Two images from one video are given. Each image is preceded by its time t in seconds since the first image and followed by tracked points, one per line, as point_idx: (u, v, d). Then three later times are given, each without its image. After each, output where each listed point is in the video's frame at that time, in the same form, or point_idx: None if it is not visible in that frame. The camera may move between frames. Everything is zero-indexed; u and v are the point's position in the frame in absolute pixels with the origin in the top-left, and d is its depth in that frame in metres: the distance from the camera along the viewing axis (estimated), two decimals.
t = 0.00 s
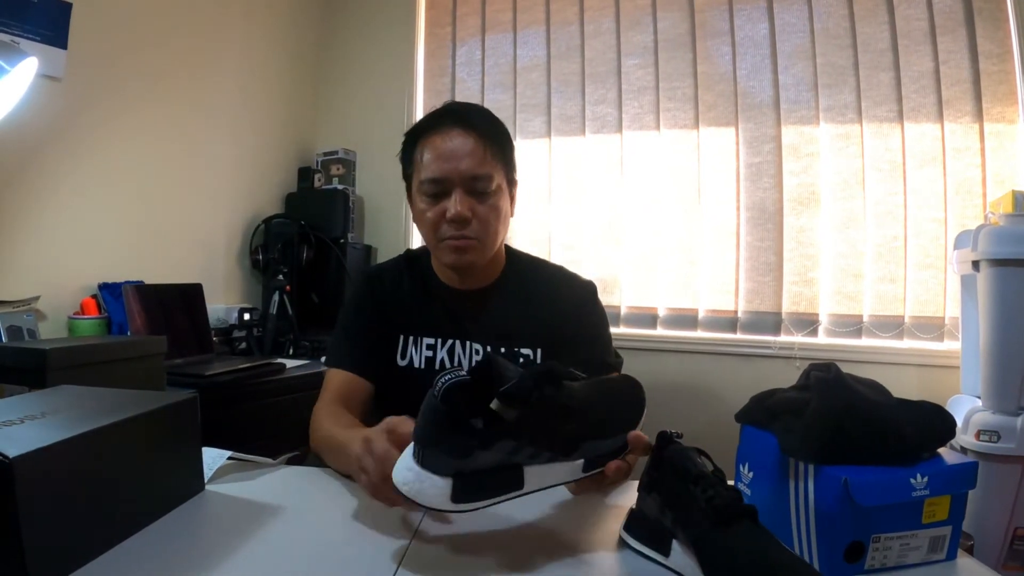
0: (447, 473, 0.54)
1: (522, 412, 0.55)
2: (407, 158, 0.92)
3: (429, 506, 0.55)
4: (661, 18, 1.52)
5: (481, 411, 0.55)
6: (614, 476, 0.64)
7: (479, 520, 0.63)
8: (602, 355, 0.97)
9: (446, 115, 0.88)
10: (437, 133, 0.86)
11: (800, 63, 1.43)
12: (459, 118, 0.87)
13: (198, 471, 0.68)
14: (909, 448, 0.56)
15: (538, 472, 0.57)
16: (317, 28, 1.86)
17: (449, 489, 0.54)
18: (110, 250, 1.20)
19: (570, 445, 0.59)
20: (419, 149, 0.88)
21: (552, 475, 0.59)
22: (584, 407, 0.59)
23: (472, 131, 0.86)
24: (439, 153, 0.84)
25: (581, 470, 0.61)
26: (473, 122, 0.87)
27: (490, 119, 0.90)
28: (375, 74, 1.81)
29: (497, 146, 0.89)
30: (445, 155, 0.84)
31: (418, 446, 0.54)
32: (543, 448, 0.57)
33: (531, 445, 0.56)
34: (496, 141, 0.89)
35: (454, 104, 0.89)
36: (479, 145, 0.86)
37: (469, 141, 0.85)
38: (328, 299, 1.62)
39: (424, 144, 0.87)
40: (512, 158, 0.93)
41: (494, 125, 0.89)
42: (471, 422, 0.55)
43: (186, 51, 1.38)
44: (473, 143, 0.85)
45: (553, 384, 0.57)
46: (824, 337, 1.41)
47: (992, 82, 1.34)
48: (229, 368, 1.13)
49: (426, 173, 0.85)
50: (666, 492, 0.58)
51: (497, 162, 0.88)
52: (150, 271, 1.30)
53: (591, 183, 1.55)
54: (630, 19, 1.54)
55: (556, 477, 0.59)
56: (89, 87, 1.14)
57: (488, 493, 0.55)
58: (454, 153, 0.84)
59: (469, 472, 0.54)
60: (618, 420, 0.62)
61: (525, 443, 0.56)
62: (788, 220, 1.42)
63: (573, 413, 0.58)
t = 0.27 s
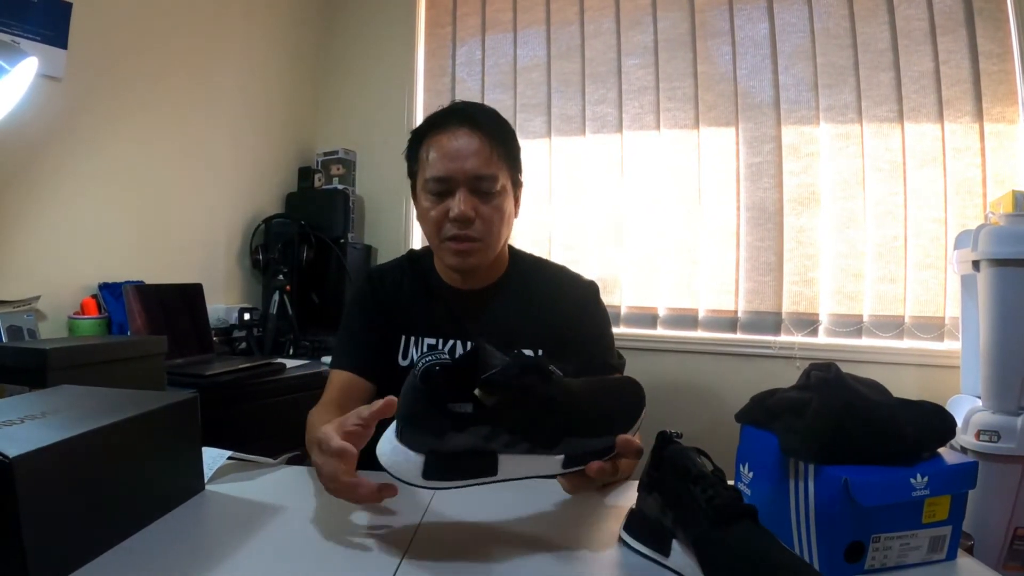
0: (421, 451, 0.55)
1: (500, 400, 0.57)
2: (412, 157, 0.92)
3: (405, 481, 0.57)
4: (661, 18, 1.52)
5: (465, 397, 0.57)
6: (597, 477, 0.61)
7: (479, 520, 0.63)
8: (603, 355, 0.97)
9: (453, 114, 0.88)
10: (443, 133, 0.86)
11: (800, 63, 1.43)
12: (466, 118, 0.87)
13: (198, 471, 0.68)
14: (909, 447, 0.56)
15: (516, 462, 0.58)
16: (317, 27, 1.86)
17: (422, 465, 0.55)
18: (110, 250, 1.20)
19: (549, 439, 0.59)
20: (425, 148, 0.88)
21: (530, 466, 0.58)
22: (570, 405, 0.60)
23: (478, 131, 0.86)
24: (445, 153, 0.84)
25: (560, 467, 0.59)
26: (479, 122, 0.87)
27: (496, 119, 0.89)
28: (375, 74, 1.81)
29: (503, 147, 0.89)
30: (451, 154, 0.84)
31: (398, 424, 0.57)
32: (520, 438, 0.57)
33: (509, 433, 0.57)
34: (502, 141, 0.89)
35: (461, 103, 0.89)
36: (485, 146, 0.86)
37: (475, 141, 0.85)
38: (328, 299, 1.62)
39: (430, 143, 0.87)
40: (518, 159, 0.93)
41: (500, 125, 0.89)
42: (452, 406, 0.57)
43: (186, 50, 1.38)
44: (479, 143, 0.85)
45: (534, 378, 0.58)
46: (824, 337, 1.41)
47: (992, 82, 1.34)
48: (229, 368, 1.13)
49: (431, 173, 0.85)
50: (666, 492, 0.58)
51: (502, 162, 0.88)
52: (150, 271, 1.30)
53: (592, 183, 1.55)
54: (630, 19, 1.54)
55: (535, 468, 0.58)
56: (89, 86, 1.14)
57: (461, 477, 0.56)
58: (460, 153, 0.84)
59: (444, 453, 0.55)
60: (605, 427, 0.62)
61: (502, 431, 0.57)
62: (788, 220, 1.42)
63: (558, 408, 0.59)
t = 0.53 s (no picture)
0: (389, 454, 0.55)
1: (465, 408, 0.54)
2: (411, 158, 0.92)
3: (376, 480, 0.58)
4: (661, 17, 1.52)
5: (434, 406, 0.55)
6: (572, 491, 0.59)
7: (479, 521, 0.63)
8: (604, 354, 0.96)
9: (453, 115, 0.87)
10: (443, 134, 0.86)
11: (801, 62, 1.43)
12: (465, 119, 0.87)
13: (197, 471, 0.68)
14: (911, 447, 0.55)
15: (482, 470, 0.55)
16: (317, 27, 1.86)
17: (390, 467, 0.55)
18: (109, 250, 1.20)
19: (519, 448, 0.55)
20: (424, 149, 0.87)
21: (499, 475, 0.56)
22: (543, 416, 0.56)
23: (478, 132, 0.86)
24: (444, 154, 0.84)
25: (530, 478, 0.56)
26: (479, 123, 0.86)
27: (496, 120, 0.89)
28: (375, 73, 1.81)
29: (502, 148, 0.89)
30: (450, 156, 0.84)
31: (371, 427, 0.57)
32: (485, 446, 0.54)
33: (473, 441, 0.54)
34: (502, 142, 0.89)
35: (460, 104, 0.89)
36: (484, 147, 0.85)
37: (475, 143, 0.85)
38: (327, 299, 1.62)
39: (429, 145, 0.86)
40: (517, 159, 0.93)
41: (500, 126, 0.89)
42: (419, 414, 0.55)
43: (186, 50, 1.38)
44: (479, 144, 0.85)
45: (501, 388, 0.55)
46: (824, 337, 1.41)
47: (992, 82, 1.34)
48: (228, 368, 1.13)
49: (430, 175, 0.85)
50: (666, 491, 0.57)
51: (502, 163, 0.88)
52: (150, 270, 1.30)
53: (592, 182, 1.54)
54: (631, 19, 1.54)
55: (503, 477, 0.55)
56: (89, 86, 1.14)
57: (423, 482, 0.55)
58: (459, 155, 0.84)
59: (409, 458, 0.55)
60: (589, 438, 0.58)
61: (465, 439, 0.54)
62: (789, 219, 1.42)
63: (529, 419, 0.56)
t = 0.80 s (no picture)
0: (374, 469, 0.54)
1: (443, 416, 0.55)
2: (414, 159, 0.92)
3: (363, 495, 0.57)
4: (662, 18, 1.52)
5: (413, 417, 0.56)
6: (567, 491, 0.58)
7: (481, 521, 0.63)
8: (605, 355, 0.96)
9: (456, 116, 0.87)
10: (445, 136, 0.86)
11: (802, 63, 1.43)
12: (468, 120, 0.87)
13: (199, 472, 0.68)
14: (912, 447, 0.56)
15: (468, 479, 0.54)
16: (318, 27, 1.86)
17: (377, 483, 0.54)
18: (110, 250, 1.20)
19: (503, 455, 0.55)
20: (427, 151, 0.87)
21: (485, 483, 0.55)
22: (521, 419, 0.57)
23: (481, 134, 0.86)
24: (446, 156, 0.84)
25: (518, 481, 0.55)
26: (481, 124, 0.86)
27: (499, 121, 0.89)
28: (376, 73, 1.81)
29: (505, 149, 0.89)
30: (452, 158, 0.84)
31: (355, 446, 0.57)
32: (470, 454, 0.54)
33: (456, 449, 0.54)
34: (505, 144, 0.89)
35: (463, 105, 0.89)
36: (487, 149, 0.85)
37: (477, 145, 0.85)
38: (328, 299, 1.62)
39: (432, 146, 0.86)
40: (519, 160, 0.93)
41: (502, 127, 0.89)
42: (400, 427, 0.56)
43: (186, 50, 1.38)
44: (481, 146, 0.85)
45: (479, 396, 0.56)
46: (825, 337, 1.41)
47: (993, 82, 1.34)
48: (229, 368, 1.13)
49: (433, 177, 0.85)
50: (669, 492, 0.58)
51: (504, 165, 0.88)
52: (150, 270, 1.30)
53: (592, 183, 1.55)
54: (631, 19, 1.54)
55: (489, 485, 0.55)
56: (89, 86, 1.14)
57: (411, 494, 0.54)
58: (461, 157, 0.84)
59: (394, 472, 0.54)
60: (573, 437, 0.57)
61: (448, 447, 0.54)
62: (789, 220, 1.42)
63: (509, 419, 0.57)
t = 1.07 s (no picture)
0: (380, 441, 0.55)
1: (456, 403, 0.55)
2: (432, 156, 0.91)
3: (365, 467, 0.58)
4: (662, 18, 1.52)
5: (428, 397, 0.56)
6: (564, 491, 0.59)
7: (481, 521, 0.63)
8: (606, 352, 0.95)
9: (478, 118, 0.87)
10: (467, 136, 0.85)
11: (802, 63, 1.43)
12: (491, 122, 0.86)
13: (199, 472, 0.68)
14: (911, 447, 0.56)
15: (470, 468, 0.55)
16: (318, 27, 1.86)
17: (379, 454, 0.55)
18: (110, 250, 1.20)
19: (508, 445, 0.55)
20: (447, 150, 0.87)
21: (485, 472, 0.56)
22: (531, 411, 0.57)
23: (502, 137, 0.86)
24: (467, 157, 0.83)
25: (518, 476, 0.56)
26: (503, 127, 0.86)
27: (519, 124, 0.89)
28: (376, 73, 1.81)
29: (523, 153, 0.89)
30: (474, 159, 0.83)
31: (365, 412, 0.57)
32: (474, 442, 0.55)
33: (462, 436, 0.54)
34: (524, 147, 0.88)
35: (486, 106, 0.88)
36: (507, 152, 0.85)
37: (499, 147, 0.84)
38: (328, 299, 1.62)
39: (452, 145, 0.86)
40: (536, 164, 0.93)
41: (522, 130, 0.88)
42: (412, 405, 0.56)
43: (187, 50, 1.38)
44: (503, 149, 0.84)
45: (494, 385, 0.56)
46: (825, 337, 1.41)
47: (992, 83, 1.34)
48: (229, 368, 1.13)
49: (452, 177, 0.84)
50: (668, 492, 0.58)
51: (523, 169, 0.88)
52: (150, 270, 1.30)
53: (592, 183, 1.55)
54: (631, 19, 1.54)
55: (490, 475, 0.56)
56: (89, 86, 1.14)
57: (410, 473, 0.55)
58: (483, 159, 0.83)
59: (398, 448, 0.54)
60: (576, 435, 0.57)
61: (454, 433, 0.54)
62: (789, 220, 1.42)
63: (520, 411, 0.56)
